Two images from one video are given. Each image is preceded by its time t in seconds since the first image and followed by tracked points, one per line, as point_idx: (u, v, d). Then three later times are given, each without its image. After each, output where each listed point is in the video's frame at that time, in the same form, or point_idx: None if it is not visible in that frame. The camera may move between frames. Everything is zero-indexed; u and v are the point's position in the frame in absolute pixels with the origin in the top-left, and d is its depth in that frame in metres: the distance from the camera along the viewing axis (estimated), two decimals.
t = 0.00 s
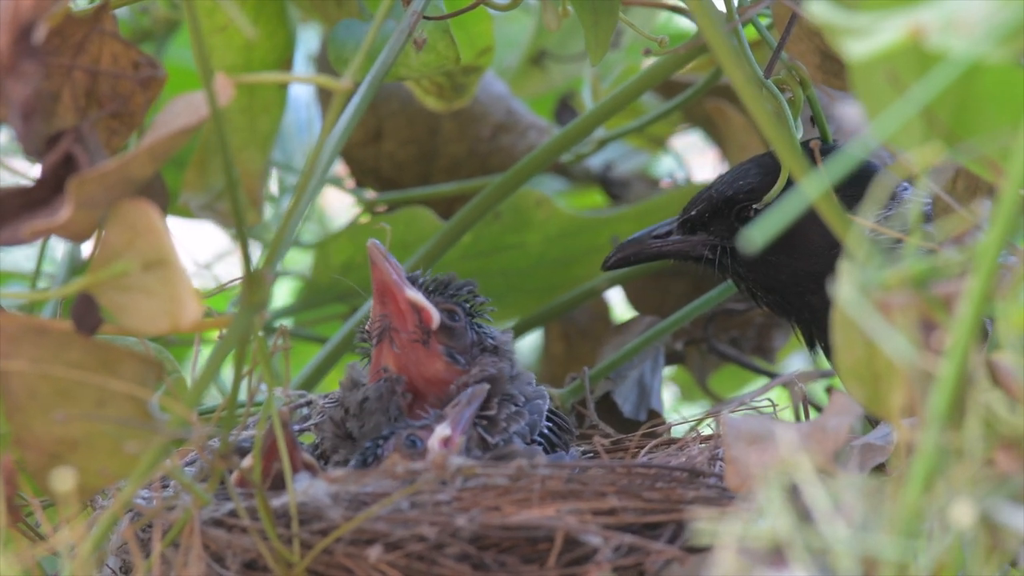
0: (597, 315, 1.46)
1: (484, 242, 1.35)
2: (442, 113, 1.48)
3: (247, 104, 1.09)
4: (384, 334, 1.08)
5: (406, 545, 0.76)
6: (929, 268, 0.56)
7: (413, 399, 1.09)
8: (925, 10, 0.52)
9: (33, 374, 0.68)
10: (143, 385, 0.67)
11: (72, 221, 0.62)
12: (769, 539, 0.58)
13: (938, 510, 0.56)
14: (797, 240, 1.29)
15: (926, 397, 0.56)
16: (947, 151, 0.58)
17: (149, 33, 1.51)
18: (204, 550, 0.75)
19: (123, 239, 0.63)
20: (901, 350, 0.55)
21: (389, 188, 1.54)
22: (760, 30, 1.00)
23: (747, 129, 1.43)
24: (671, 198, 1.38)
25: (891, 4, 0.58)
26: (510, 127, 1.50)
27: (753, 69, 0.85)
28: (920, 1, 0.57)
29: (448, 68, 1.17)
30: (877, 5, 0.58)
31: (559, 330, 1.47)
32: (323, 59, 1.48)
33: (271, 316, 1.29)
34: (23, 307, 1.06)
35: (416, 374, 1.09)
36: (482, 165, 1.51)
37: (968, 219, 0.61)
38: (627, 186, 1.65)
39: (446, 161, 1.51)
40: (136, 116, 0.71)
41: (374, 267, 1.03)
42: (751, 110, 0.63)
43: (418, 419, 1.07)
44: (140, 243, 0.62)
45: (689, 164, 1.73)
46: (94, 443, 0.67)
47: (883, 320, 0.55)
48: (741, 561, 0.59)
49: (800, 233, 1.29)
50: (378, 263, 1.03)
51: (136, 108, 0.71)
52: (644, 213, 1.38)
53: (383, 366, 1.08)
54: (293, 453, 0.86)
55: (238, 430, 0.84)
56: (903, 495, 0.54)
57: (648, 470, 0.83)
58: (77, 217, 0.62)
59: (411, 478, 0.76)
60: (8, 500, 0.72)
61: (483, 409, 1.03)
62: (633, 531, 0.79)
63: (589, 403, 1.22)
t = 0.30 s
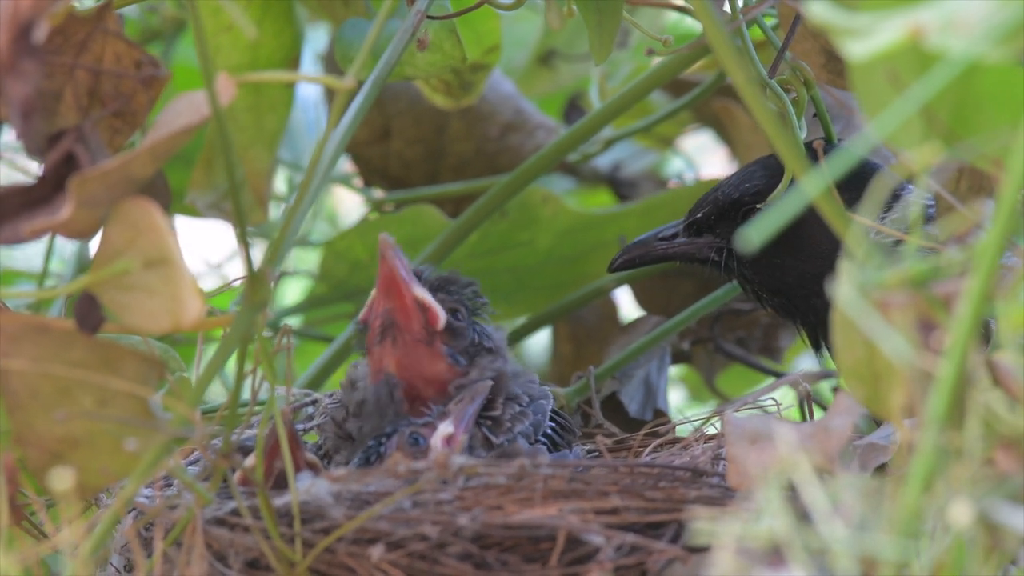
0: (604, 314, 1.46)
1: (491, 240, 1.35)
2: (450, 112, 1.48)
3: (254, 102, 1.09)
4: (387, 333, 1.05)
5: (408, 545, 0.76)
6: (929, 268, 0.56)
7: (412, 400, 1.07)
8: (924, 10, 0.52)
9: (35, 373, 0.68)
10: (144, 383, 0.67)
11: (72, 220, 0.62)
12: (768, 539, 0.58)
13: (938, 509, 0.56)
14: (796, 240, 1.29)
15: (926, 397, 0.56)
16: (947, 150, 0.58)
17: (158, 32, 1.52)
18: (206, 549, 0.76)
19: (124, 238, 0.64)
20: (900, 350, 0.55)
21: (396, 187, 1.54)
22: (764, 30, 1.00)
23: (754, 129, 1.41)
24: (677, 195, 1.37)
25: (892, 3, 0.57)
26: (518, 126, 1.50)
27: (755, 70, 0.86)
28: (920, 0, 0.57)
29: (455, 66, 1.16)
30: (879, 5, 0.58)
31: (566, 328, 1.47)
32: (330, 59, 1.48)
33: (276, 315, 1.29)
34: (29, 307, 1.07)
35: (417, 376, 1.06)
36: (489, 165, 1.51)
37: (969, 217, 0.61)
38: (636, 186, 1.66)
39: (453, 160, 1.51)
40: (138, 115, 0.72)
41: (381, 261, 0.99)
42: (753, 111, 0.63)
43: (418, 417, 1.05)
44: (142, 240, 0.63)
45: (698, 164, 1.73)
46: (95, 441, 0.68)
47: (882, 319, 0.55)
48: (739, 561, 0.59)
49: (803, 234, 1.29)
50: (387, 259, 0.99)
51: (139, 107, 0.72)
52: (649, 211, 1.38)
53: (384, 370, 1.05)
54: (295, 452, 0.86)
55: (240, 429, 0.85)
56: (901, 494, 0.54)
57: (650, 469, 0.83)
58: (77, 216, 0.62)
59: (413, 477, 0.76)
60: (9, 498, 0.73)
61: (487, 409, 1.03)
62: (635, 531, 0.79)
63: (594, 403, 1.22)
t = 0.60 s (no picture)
0: (606, 313, 1.46)
1: (494, 237, 1.35)
2: (453, 110, 1.48)
3: (257, 101, 1.09)
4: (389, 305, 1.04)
5: (409, 544, 0.76)
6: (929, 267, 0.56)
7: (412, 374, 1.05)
8: (924, 9, 0.52)
9: (36, 372, 0.68)
10: (146, 383, 0.67)
11: (72, 219, 0.62)
12: (767, 538, 0.57)
13: (938, 509, 0.56)
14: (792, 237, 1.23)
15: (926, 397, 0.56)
16: (947, 149, 0.58)
17: (161, 31, 1.52)
18: (207, 549, 0.76)
19: (124, 237, 0.64)
20: (899, 349, 0.55)
21: (399, 186, 1.54)
22: (768, 30, 0.99)
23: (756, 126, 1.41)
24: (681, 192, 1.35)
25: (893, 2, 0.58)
26: (521, 125, 1.50)
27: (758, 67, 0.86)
28: None
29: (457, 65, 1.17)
30: (879, 4, 0.58)
31: (568, 327, 1.47)
32: (333, 57, 1.48)
33: (280, 313, 1.29)
34: (32, 306, 1.07)
35: (415, 346, 1.04)
36: (492, 163, 1.51)
37: (970, 217, 0.61)
38: (639, 184, 1.66)
39: (456, 158, 1.51)
40: (139, 114, 0.72)
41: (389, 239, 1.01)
42: (754, 109, 0.63)
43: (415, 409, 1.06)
44: (142, 241, 0.63)
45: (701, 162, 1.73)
46: (96, 441, 0.68)
47: (881, 318, 0.55)
48: (739, 560, 0.59)
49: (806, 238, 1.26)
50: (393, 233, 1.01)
51: (140, 107, 0.72)
52: (652, 208, 1.35)
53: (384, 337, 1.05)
54: (296, 450, 0.86)
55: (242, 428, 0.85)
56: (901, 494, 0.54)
57: (651, 469, 0.83)
58: (78, 216, 0.63)
59: (414, 477, 0.76)
60: (10, 498, 0.73)
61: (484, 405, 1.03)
62: (636, 530, 0.79)
63: (596, 402, 1.21)
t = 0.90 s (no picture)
0: (601, 314, 1.46)
1: (489, 236, 1.35)
2: (448, 110, 1.48)
3: (253, 101, 1.09)
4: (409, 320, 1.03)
5: (409, 544, 0.76)
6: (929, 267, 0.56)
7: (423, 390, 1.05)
8: (926, 9, 0.52)
9: (37, 373, 0.68)
10: (147, 384, 0.67)
11: (74, 222, 0.62)
12: (770, 538, 0.58)
13: (939, 508, 0.56)
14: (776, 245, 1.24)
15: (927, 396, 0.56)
16: (948, 149, 0.58)
17: (155, 31, 1.52)
18: (206, 549, 0.76)
19: (126, 238, 0.64)
20: (901, 349, 0.55)
21: (393, 185, 1.54)
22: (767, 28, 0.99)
23: (752, 126, 1.40)
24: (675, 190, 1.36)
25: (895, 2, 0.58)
26: (516, 124, 1.50)
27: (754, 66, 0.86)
28: None
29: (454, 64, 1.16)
30: (880, 4, 0.58)
31: (564, 327, 1.46)
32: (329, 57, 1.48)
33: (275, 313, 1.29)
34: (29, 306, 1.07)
35: (434, 367, 1.04)
36: (487, 163, 1.51)
37: (970, 216, 0.61)
38: (633, 183, 1.66)
39: (452, 158, 1.51)
40: (140, 114, 0.73)
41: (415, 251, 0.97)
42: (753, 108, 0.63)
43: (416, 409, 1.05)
44: (144, 243, 0.63)
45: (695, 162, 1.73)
46: (97, 442, 0.68)
47: (882, 317, 0.55)
48: (741, 559, 0.59)
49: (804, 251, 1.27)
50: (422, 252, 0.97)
51: (141, 107, 0.73)
52: (647, 207, 1.36)
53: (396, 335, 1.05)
54: (294, 450, 0.86)
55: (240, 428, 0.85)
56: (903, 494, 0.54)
57: (649, 469, 0.83)
58: (80, 217, 0.62)
59: (413, 477, 0.76)
60: (10, 498, 0.73)
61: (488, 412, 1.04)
62: (635, 530, 0.79)
63: (594, 402, 1.21)
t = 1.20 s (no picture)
0: (601, 313, 1.46)
1: (490, 236, 1.35)
2: (449, 110, 1.48)
3: (252, 101, 1.09)
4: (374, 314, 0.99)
5: (407, 544, 0.76)
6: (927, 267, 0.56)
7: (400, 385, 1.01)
8: (925, 9, 0.52)
9: (34, 373, 0.68)
10: (145, 383, 0.67)
11: (73, 219, 0.62)
12: (766, 539, 0.58)
13: (937, 508, 0.56)
14: (773, 246, 1.24)
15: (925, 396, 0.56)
16: (946, 149, 0.58)
17: (157, 30, 1.52)
18: (205, 549, 0.76)
19: (123, 236, 0.64)
20: (898, 349, 0.54)
21: (394, 185, 1.54)
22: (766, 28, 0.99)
23: (752, 126, 1.41)
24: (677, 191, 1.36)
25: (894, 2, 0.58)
26: (517, 124, 1.50)
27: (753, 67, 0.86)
28: None
29: (454, 64, 1.16)
30: (878, 4, 0.58)
31: (564, 326, 1.46)
32: (330, 56, 1.48)
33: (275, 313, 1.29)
34: (29, 306, 1.07)
35: (403, 362, 1.00)
36: (489, 163, 1.51)
37: (969, 216, 0.61)
38: (635, 183, 1.66)
39: (453, 158, 1.51)
40: (138, 112, 0.73)
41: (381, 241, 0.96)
42: (753, 109, 0.63)
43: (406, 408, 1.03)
44: (141, 239, 0.63)
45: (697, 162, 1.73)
46: (95, 441, 0.68)
47: (879, 317, 0.55)
48: (738, 560, 0.59)
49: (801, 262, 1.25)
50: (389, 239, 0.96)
51: (139, 106, 0.73)
52: (647, 208, 1.35)
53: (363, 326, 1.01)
54: (294, 449, 0.86)
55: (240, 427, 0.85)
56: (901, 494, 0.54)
57: (649, 469, 0.83)
58: (77, 215, 0.62)
59: (412, 476, 0.76)
60: (9, 498, 0.73)
61: (474, 405, 1.01)
62: (634, 530, 0.79)
63: (594, 402, 1.21)
